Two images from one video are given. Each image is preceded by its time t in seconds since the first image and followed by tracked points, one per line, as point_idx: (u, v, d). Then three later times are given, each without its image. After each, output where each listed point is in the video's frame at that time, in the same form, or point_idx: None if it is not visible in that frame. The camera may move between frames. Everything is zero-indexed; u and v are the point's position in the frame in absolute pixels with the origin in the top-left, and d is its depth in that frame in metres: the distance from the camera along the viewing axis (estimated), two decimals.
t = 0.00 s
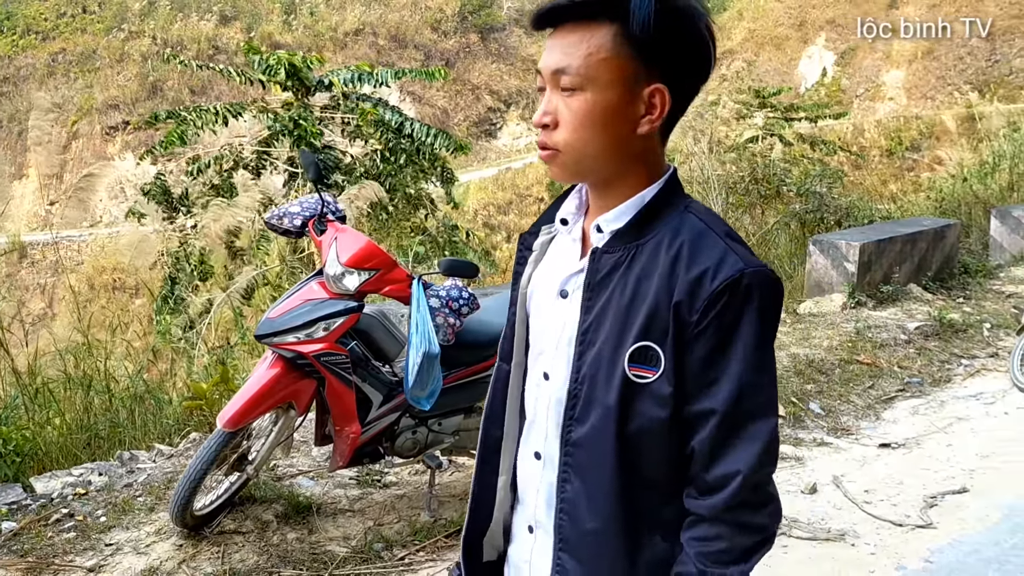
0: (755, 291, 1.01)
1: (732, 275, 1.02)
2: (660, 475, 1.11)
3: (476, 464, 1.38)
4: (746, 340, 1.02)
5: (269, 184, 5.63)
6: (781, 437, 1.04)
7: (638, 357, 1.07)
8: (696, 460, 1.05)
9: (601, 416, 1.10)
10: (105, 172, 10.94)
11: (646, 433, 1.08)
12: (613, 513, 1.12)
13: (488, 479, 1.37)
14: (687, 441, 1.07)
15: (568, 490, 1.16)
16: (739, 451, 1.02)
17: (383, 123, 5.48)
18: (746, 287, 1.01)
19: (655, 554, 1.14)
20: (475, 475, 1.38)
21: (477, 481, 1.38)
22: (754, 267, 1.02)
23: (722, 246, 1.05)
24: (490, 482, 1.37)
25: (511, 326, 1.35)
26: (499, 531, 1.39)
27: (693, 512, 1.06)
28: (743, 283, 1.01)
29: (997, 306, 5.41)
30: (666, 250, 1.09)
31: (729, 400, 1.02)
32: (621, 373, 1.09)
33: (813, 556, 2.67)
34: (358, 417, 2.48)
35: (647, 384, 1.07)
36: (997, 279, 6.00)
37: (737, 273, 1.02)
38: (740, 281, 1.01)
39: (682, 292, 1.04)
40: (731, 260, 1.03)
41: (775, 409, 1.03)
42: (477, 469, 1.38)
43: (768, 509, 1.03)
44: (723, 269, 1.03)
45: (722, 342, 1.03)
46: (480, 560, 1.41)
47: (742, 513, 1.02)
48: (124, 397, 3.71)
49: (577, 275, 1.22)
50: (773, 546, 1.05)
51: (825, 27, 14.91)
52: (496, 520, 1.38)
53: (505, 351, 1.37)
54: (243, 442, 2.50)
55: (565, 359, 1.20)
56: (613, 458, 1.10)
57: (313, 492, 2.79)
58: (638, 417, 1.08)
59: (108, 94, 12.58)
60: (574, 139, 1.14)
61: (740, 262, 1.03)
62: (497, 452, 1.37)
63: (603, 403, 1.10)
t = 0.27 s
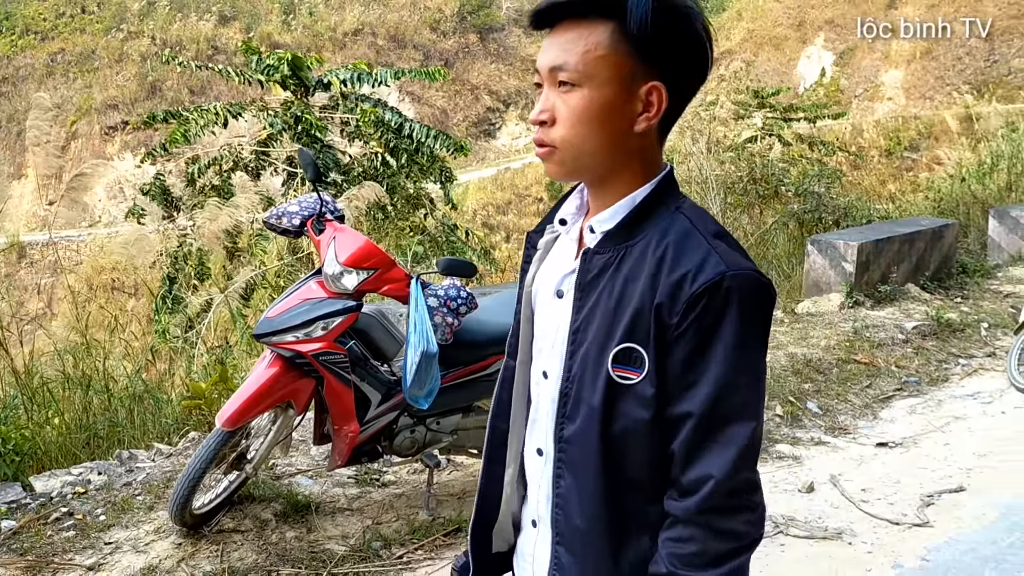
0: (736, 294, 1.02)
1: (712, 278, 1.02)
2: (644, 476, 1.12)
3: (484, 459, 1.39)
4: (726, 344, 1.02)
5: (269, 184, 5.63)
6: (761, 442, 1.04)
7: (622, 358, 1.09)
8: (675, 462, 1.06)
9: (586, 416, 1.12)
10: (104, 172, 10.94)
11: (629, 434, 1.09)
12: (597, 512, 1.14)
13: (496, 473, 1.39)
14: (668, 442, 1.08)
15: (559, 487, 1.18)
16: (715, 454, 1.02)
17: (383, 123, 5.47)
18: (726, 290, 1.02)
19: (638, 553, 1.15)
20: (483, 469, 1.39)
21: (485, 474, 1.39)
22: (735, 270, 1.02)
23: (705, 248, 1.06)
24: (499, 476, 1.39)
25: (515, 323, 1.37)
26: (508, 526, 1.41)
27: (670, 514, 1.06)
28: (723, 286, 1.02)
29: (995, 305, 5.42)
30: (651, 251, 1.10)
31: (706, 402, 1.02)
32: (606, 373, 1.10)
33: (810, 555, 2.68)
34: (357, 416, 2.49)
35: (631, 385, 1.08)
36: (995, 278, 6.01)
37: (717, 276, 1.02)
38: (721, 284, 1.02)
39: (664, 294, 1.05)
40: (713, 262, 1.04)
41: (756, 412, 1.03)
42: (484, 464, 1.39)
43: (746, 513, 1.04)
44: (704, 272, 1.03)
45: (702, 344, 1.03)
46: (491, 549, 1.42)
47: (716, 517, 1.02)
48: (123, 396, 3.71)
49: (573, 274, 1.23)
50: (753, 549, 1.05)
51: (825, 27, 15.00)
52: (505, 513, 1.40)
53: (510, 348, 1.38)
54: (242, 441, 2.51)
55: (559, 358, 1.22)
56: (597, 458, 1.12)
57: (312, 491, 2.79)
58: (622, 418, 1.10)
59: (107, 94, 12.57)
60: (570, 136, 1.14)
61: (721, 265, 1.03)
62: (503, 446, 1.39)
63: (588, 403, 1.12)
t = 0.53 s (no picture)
0: (741, 293, 1.02)
1: (717, 277, 1.02)
2: (650, 475, 1.12)
3: (494, 456, 1.40)
4: (730, 343, 1.02)
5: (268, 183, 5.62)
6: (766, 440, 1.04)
7: (628, 358, 1.09)
8: (679, 460, 1.06)
9: (592, 416, 1.12)
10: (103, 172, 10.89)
11: (635, 433, 1.10)
12: (603, 511, 1.14)
13: (506, 471, 1.39)
14: (673, 441, 1.08)
15: (567, 486, 1.18)
16: (719, 453, 1.03)
17: (382, 123, 5.48)
18: (731, 289, 1.02)
19: (644, 551, 1.16)
20: (493, 466, 1.40)
21: (497, 472, 1.40)
22: (740, 269, 1.03)
23: (710, 247, 1.06)
24: (509, 474, 1.39)
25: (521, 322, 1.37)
26: (519, 523, 1.40)
27: (674, 511, 1.07)
28: (728, 285, 1.02)
29: (993, 304, 5.42)
30: (657, 251, 1.10)
31: (711, 401, 1.02)
32: (612, 373, 1.10)
33: (808, 553, 2.69)
34: (355, 415, 2.49)
35: (637, 384, 1.08)
36: (993, 278, 6.02)
37: (722, 274, 1.02)
38: (726, 282, 1.02)
39: (669, 293, 1.06)
40: (718, 261, 1.04)
41: (761, 410, 1.03)
42: (495, 461, 1.39)
43: (749, 511, 1.04)
44: (709, 271, 1.04)
45: (707, 343, 1.03)
46: (503, 546, 1.42)
47: (719, 515, 1.03)
48: (121, 396, 3.71)
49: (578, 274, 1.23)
50: (756, 547, 1.06)
51: (824, 26, 15.03)
52: (516, 510, 1.39)
53: (516, 346, 1.38)
54: (240, 439, 2.52)
55: (565, 357, 1.22)
56: (603, 458, 1.12)
57: (310, 490, 2.80)
58: (627, 417, 1.10)
59: (105, 93, 12.52)
60: (578, 131, 1.14)
61: (726, 264, 1.03)
62: (511, 445, 1.39)
63: (595, 402, 1.12)
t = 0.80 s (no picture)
0: (754, 290, 1.03)
1: (731, 276, 1.03)
2: (666, 472, 1.13)
3: (487, 457, 1.40)
4: (746, 341, 1.03)
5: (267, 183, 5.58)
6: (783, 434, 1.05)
7: (642, 357, 1.10)
8: (697, 458, 1.07)
9: (606, 416, 1.13)
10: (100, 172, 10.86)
11: (651, 432, 1.10)
12: (620, 508, 1.15)
13: (500, 471, 1.39)
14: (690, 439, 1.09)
15: (579, 486, 1.19)
16: (739, 449, 1.03)
17: (379, 122, 5.44)
18: (744, 287, 1.03)
19: (664, 548, 1.16)
20: (487, 468, 1.40)
21: (489, 473, 1.40)
22: (754, 266, 1.03)
23: (722, 244, 1.07)
24: (503, 474, 1.39)
25: (520, 323, 1.38)
26: (514, 521, 1.42)
27: (694, 509, 1.08)
28: (742, 283, 1.03)
29: (990, 304, 5.44)
30: (667, 250, 1.11)
31: (729, 398, 1.03)
32: (626, 372, 1.11)
33: (804, 552, 2.69)
34: (352, 415, 2.49)
35: (651, 384, 1.09)
36: (990, 277, 6.03)
37: (736, 272, 1.03)
38: (739, 280, 1.03)
39: (683, 293, 1.06)
40: (731, 258, 1.05)
41: (777, 405, 1.04)
42: (489, 462, 1.39)
43: (769, 504, 1.05)
44: (722, 270, 1.04)
45: (721, 342, 1.04)
46: (496, 546, 1.43)
47: (740, 511, 1.04)
48: (118, 396, 3.71)
49: (584, 274, 1.23)
50: (776, 540, 1.06)
51: (822, 26, 15.07)
52: (510, 508, 1.40)
53: (515, 347, 1.39)
54: (237, 440, 2.52)
55: (573, 357, 1.22)
56: (619, 457, 1.13)
57: (307, 490, 2.80)
58: (643, 417, 1.11)
59: (103, 93, 12.47)
60: (586, 132, 1.15)
61: (739, 262, 1.04)
62: (507, 444, 1.39)
63: (609, 401, 1.13)
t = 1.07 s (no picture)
0: (757, 284, 1.03)
1: (734, 270, 1.03)
2: (672, 466, 1.13)
3: (488, 458, 1.40)
4: (749, 334, 1.04)
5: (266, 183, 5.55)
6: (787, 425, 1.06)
7: (646, 353, 1.10)
8: (704, 451, 1.07)
9: (611, 411, 1.13)
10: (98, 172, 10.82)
11: (657, 426, 1.11)
12: (627, 503, 1.15)
13: (500, 471, 1.40)
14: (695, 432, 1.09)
15: (584, 481, 1.19)
16: (745, 442, 1.04)
17: (377, 121, 5.41)
18: (747, 281, 1.03)
19: (672, 542, 1.17)
20: (487, 468, 1.41)
21: (490, 474, 1.41)
22: (756, 260, 1.03)
23: (724, 240, 1.07)
24: (502, 473, 1.40)
25: (516, 319, 1.38)
26: (512, 517, 1.42)
27: (702, 501, 1.08)
28: (744, 277, 1.03)
29: (987, 304, 5.45)
30: (669, 245, 1.11)
31: (734, 391, 1.04)
32: (631, 368, 1.11)
33: (801, 550, 2.70)
34: (349, 413, 2.50)
35: (656, 378, 1.10)
36: (987, 277, 6.05)
37: (738, 267, 1.03)
38: (742, 275, 1.03)
39: (686, 288, 1.07)
40: (733, 253, 1.05)
41: (781, 396, 1.05)
42: (489, 463, 1.40)
43: (774, 494, 1.06)
44: (725, 264, 1.04)
45: (725, 336, 1.05)
46: (494, 542, 1.44)
47: (747, 501, 1.04)
48: (115, 396, 3.70)
49: (584, 271, 1.24)
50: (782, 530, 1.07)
51: (819, 26, 14.89)
52: (511, 505, 1.41)
53: (511, 344, 1.39)
54: (234, 438, 2.52)
55: (575, 353, 1.23)
56: (625, 452, 1.13)
57: (305, 488, 2.80)
58: (648, 411, 1.11)
59: (101, 93, 12.40)
60: (587, 127, 1.15)
61: (742, 256, 1.04)
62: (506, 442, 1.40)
63: (614, 397, 1.13)
